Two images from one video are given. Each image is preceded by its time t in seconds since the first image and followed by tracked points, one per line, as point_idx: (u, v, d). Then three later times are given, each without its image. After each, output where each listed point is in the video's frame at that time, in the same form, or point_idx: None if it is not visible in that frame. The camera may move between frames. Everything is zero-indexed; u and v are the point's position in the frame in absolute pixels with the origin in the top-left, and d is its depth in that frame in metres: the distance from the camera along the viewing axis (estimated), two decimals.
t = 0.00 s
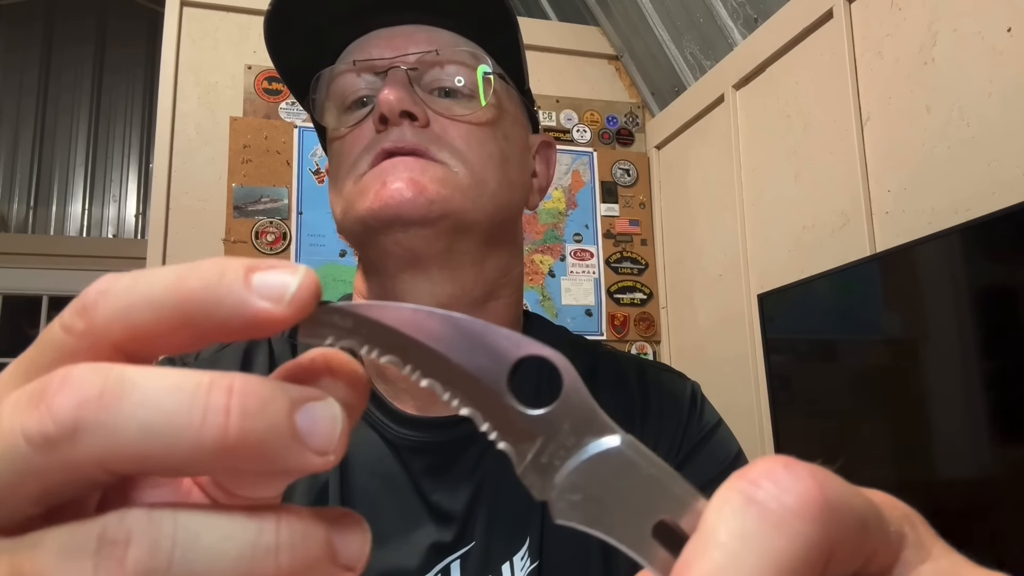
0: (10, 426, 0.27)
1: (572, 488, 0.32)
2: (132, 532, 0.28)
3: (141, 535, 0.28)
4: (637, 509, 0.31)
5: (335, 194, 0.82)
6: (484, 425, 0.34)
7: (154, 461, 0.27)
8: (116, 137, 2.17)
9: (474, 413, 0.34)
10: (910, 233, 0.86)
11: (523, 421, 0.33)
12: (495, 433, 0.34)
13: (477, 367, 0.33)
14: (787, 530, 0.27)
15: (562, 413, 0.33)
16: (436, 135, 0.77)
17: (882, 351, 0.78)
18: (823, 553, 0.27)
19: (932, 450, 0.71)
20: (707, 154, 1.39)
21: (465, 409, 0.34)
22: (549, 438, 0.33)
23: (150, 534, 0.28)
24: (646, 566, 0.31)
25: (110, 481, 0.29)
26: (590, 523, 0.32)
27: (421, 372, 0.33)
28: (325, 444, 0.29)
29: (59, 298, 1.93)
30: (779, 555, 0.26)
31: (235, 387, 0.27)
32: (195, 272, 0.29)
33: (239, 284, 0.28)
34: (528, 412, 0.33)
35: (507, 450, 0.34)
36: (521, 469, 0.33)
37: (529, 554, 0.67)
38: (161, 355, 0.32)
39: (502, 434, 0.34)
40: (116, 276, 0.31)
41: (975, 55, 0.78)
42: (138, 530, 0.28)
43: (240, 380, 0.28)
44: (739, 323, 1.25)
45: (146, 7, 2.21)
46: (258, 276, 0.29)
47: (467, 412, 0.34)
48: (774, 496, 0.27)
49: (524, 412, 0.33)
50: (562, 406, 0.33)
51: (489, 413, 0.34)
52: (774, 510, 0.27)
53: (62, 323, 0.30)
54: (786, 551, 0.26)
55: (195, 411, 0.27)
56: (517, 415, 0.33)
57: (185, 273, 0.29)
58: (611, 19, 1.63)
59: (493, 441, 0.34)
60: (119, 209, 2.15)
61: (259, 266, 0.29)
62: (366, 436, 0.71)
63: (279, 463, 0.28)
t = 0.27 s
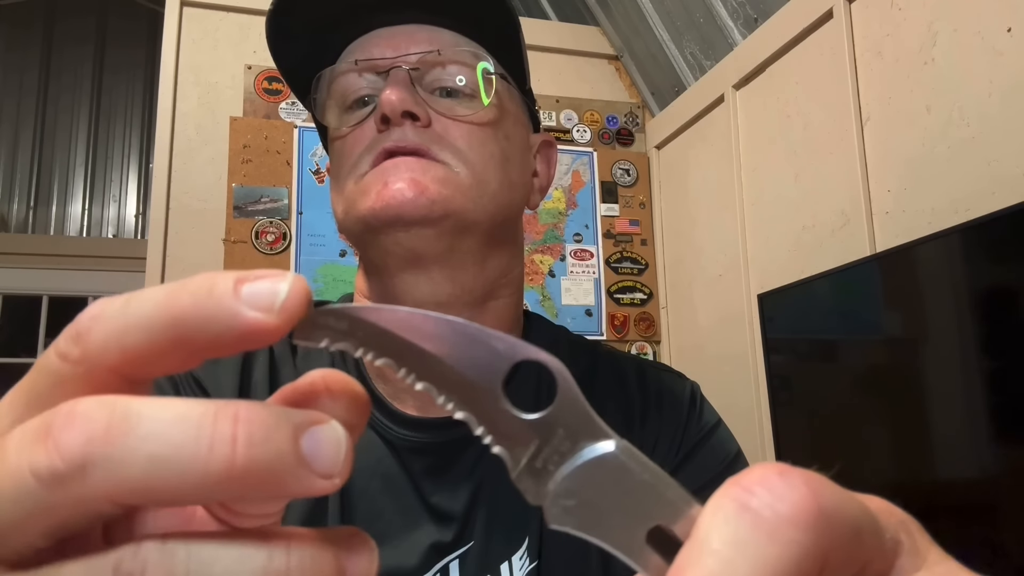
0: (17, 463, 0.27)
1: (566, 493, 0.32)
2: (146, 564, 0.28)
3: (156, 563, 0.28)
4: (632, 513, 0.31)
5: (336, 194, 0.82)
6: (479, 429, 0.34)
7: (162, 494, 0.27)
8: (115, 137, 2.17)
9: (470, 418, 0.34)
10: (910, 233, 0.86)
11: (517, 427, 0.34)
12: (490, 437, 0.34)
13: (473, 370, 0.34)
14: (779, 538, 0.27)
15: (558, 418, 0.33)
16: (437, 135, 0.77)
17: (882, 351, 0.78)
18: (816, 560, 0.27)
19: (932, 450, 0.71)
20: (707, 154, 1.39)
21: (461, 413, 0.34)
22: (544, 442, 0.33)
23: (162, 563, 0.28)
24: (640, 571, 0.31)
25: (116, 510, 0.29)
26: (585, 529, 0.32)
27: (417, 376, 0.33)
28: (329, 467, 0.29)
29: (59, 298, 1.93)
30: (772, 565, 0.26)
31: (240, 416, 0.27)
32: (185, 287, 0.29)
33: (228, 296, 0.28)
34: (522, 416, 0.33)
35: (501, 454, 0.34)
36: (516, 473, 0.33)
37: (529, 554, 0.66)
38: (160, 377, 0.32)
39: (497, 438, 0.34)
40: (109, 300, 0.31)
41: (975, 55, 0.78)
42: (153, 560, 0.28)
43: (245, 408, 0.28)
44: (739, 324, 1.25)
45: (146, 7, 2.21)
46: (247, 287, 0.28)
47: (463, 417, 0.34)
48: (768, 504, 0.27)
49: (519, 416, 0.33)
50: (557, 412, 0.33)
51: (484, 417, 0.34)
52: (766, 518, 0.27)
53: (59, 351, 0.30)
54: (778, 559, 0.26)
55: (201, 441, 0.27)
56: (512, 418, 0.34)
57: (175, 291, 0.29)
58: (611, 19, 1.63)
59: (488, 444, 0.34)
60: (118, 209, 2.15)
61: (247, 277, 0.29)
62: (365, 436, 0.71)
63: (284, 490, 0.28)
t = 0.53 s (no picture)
0: (13, 468, 0.27)
1: (561, 494, 0.32)
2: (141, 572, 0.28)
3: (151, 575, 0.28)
4: (626, 515, 0.31)
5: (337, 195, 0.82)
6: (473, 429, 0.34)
7: (160, 502, 0.27)
8: (115, 137, 2.17)
9: (464, 418, 0.34)
10: (910, 233, 0.86)
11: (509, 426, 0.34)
12: (485, 437, 0.34)
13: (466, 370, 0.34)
14: (772, 540, 0.27)
15: (552, 418, 0.33)
16: (437, 135, 0.77)
17: (881, 350, 0.78)
18: (809, 562, 0.27)
19: (931, 450, 0.71)
20: (707, 154, 1.39)
21: (456, 413, 0.34)
22: (538, 442, 0.33)
23: (157, 570, 0.28)
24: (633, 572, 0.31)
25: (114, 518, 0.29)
26: (578, 530, 0.32)
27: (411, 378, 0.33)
28: (327, 476, 0.29)
29: (59, 298, 1.93)
30: (764, 567, 0.26)
31: (239, 424, 0.27)
32: (179, 289, 0.29)
33: (223, 298, 0.28)
34: (517, 417, 0.33)
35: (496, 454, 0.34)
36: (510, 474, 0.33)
37: (528, 554, 0.67)
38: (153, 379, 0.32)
39: (490, 438, 0.34)
40: (103, 303, 0.30)
41: (975, 55, 0.78)
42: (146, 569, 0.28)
43: (245, 416, 0.28)
44: (739, 324, 1.25)
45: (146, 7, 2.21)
46: (242, 288, 0.28)
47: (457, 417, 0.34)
48: (762, 507, 0.27)
49: (513, 416, 0.34)
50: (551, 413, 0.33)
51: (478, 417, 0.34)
52: (760, 521, 0.27)
53: (53, 353, 0.30)
54: (771, 562, 0.26)
55: (201, 449, 0.27)
56: (506, 419, 0.34)
57: (168, 293, 0.29)
58: (611, 19, 1.63)
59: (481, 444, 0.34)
60: (119, 209, 2.15)
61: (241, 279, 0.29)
62: (365, 436, 0.71)
63: (282, 499, 0.28)
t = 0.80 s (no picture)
0: None
1: (540, 497, 0.32)
2: (107, 545, 0.27)
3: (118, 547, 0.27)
4: (604, 516, 0.31)
5: (341, 199, 0.82)
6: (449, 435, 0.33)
7: (128, 467, 0.27)
8: (115, 137, 2.17)
9: (442, 424, 0.33)
10: (910, 233, 0.86)
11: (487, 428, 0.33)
12: (464, 444, 0.33)
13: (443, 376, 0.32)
14: (745, 542, 0.26)
15: (531, 423, 0.32)
16: (438, 136, 0.77)
17: (881, 350, 0.78)
18: (783, 563, 0.27)
19: (931, 450, 0.71)
20: (707, 154, 1.39)
21: (434, 420, 0.32)
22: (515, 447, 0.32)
23: (126, 547, 0.27)
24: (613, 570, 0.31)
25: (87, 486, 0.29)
26: (557, 532, 0.32)
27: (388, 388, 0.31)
28: (303, 445, 0.28)
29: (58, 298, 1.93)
30: (738, 570, 0.26)
31: (208, 389, 0.27)
32: (170, 282, 0.29)
33: (216, 295, 0.28)
34: (496, 423, 0.33)
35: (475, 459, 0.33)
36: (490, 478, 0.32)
37: (529, 554, 0.66)
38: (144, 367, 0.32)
39: (469, 442, 0.33)
40: (89, 286, 0.30)
41: (975, 55, 0.78)
42: (113, 542, 0.27)
43: (214, 380, 0.28)
44: (738, 324, 1.25)
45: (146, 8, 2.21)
46: (235, 286, 0.28)
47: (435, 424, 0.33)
48: (735, 508, 0.27)
49: (492, 422, 0.33)
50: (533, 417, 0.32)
51: (456, 423, 0.33)
52: (733, 522, 0.26)
53: (37, 336, 0.30)
54: (745, 564, 0.26)
55: (169, 412, 0.27)
56: (484, 424, 0.33)
57: (158, 285, 0.29)
58: (611, 19, 1.63)
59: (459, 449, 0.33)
60: (119, 209, 2.15)
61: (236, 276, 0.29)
62: (364, 436, 0.71)
63: (258, 466, 0.28)
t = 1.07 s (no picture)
0: None
1: (540, 495, 0.31)
2: (99, 547, 0.28)
3: (108, 550, 0.28)
4: (604, 509, 0.30)
5: (344, 200, 0.82)
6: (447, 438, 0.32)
7: (110, 470, 0.27)
8: (116, 137, 2.17)
9: (440, 427, 0.32)
10: (910, 234, 0.86)
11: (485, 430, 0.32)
12: (462, 446, 0.32)
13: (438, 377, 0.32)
14: (747, 533, 0.26)
15: (528, 421, 0.31)
16: (439, 137, 0.77)
17: (882, 351, 0.78)
18: (783, 552, 0.26)
19: (932, 451, 0.71)
20: (707, 154, 1.39)
21: (432, 423, 0.32)
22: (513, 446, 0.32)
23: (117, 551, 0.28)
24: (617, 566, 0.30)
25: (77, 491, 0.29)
26: (558, 528, 0.31)
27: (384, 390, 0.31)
28: (287, 444, 0.28)
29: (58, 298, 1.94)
30: (739, 559, 0.25)
31: (188, 390, 0.27)
32: (162, 292, 0.29)
33: (206, 312, 0.29)
34: (492, 423, 0.32)
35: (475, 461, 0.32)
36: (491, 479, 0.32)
37: (531, 554, 0.66)
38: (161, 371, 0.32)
39: (467, 443, 0.32)
40: (79, 291, 0.30)
41: (975, 55, 0.78)
42: (105, 545, 0.28)
43: (193, 382, 0.28)
44: (739, 323, 1.25)
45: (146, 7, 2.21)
46: (226, 301, 0.29)
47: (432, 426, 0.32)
48: (736, 497, 0.26)
49: (488, 423, 0.32)
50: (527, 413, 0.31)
51: (454, 425, 0.32)
52: (734, 512, 0.26)
53: (25, 343, 0.30)
54: (746, 554, 0.25)
55: (148, 415, 0.27)
56: (481, 425, 0.32)
57: (149, 293, 0.29)
58: (611, 19, 1.63)
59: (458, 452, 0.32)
60: (119, 209, 2.15)
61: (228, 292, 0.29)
62: (365, 436, 0.71)
63: (244, 465, 0.28)
